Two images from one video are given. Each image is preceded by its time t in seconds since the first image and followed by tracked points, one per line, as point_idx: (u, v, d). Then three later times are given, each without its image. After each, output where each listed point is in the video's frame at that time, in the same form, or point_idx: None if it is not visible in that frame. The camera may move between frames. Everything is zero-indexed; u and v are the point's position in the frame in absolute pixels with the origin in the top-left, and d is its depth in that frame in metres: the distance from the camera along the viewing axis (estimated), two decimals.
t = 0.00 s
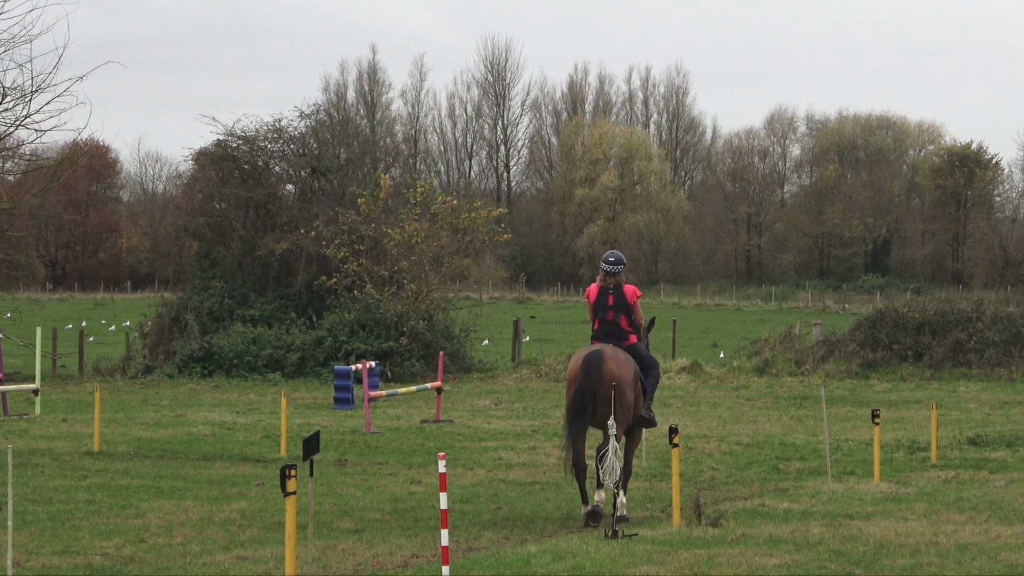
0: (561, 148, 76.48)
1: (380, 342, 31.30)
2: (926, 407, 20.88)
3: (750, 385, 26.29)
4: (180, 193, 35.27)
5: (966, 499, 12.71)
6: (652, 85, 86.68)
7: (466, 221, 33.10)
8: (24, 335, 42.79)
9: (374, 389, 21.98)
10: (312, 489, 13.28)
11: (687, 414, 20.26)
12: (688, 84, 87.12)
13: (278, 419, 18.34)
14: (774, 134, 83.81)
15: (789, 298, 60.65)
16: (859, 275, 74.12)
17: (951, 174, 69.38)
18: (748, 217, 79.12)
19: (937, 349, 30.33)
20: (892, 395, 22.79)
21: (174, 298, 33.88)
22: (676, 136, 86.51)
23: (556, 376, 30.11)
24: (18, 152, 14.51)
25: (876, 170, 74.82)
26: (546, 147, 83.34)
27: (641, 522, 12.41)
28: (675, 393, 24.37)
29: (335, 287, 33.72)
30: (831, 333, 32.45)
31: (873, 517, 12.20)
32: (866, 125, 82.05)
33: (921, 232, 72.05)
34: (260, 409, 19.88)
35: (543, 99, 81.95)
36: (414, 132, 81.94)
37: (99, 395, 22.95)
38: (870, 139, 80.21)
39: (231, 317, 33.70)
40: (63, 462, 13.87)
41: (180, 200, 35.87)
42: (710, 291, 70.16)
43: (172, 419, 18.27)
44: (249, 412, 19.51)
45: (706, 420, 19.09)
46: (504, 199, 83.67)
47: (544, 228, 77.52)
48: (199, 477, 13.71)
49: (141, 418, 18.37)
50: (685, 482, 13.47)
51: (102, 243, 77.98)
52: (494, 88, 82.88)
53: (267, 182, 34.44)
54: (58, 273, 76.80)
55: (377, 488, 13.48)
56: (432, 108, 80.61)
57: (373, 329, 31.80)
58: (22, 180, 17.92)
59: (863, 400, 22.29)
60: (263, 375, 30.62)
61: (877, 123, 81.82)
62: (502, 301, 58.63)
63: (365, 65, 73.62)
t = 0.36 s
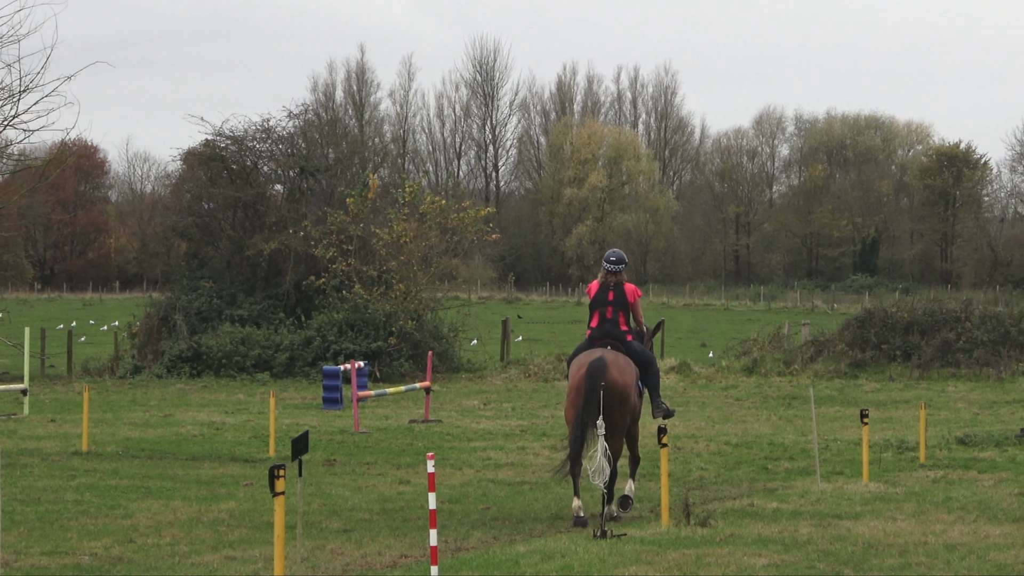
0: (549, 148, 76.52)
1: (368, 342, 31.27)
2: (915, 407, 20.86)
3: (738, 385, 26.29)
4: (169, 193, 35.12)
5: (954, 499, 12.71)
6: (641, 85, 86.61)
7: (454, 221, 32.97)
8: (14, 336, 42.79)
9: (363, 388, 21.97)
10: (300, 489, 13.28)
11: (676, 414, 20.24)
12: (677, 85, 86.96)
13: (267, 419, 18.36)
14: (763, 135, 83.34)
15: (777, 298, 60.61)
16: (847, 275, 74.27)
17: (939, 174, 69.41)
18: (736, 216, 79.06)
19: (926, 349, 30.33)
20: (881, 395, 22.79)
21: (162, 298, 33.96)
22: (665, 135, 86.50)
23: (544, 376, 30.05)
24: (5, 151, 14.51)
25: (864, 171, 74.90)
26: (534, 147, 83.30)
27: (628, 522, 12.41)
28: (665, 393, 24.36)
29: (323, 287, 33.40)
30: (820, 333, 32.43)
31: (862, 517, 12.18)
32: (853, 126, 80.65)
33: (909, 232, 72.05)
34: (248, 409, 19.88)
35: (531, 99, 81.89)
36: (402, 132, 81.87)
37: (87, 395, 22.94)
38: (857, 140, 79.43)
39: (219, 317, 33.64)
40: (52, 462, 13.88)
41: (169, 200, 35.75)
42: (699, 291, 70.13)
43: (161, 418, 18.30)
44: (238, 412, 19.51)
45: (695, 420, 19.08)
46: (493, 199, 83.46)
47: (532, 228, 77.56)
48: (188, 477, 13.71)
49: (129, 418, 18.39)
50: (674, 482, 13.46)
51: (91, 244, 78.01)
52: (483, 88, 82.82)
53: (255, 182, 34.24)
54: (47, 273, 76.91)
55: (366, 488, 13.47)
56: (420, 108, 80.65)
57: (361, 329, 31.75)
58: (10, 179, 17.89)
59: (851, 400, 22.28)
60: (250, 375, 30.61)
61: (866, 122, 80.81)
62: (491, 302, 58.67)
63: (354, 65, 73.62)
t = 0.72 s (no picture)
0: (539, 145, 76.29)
1: (354, 343, 30.56)
2: (913, 409, 20.58)
3: (733, 387, 26.03)
4: (151, 192, 34.59)
5: (954, 503, 12.46)
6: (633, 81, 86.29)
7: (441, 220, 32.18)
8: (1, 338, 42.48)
9: (348, 391, 21.77)
10: (286, 494, 13.02)
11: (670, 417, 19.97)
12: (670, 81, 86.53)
13: (250, 422, 18.20)
14: (758, 131, 83.19)
15: (772, 298, 60.28)
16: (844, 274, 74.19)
17: (938, 171, 69.52)
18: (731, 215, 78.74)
19: (924, 351, 30.07)
20: (879, 398, 22.52)
21: (144, 299, 33.29)
22: (657, 132, 86.25)
23: (535, 379, 29.70)
24: None
25: (863, 169, 74.53)
26: (523, 144, 82.88)
27: (622, 527, 12.19)
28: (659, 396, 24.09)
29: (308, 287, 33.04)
30: (816, 334, 32.14)
31: (860, 522, 11.92)
32: (851, 122, 81.43)
33: (907, 231, 71.73)
34: (232, 412, 19.68)
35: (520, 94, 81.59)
36: (389, 129, 81.54)
37: (65, 398, 22.64)
38: (855, 136, 80.16)
39: (203, 317, 33.11)
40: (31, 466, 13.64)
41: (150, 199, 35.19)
42: (693, 291, 69.71)
43: (142, 422, 18.12)
44: (222, 415, 19.31)
45: (689, 424, 18.83)
46: (482, 196, 83.68)
47: (522, 228, 77.61)
48: (170, 481, 13.45)
49: (110, 421, 18.19)
50: (668, 487, 13.22)
51: (71, 243, 77.56)
52: (472, 84, 82.46)
53: (239, 180, 33.82)
54: (25, 274, 76.73)
55: (352, 493, 13.21)
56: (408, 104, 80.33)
57: (347, 330, 30.95)
58: None
59: (848, 402, 22.03)
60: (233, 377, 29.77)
61: (864, 119, 81.41)
62: (479, 302, 58.47)
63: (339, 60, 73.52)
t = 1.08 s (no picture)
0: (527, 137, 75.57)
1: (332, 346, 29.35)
2: (922, 416, 19.92)
3: (730, 391, 25.34)
4: (116, 186, 32.65)
5: (965, 514, 11.82)
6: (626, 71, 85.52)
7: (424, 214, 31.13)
8: None
9: (326, 397, 21.28)
10: (259, 505, 12.37)
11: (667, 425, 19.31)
12: (664, 69, 86.00)
13: (220, 430, 17.77)
14: (757, 121, 82.51)
15: (773, 298, 59.61)
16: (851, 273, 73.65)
17: (949, 163, 68.30)
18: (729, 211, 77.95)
19: (934, 354, 29.45)
20: (888, 404, 21.85)
21: (109, 300, 31.61)
22: (649, 121, 85.55)
23: (523, 383, 28.94)
24: None
25: (869, 160, 73.56)
26: (509, 134, 82.14)
27: (612, 541, 11.38)
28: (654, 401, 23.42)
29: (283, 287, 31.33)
30: (818, 336, 31.46)
31: (865, 535, 11.24)
32: (856, 113, 79.27)
33: (916, 227, 71.26)
34: (202, 419, 19.20)
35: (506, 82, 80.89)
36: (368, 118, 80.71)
37: (27, 404, 22.10)
38: (861, 127, 77.99)
39: (171, 319, 31.43)
40: None
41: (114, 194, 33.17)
42: (691, 289, 68.97)
43: (107, 430, 17.76)
44: (190, 422, 18.86)
45: (687, 431, 18.20)
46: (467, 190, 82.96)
47: (510, 223, 76.86)
48: (136, 493, 12.83)
49: (73, 429, 17.78)
50: (663, 498, 12.58)
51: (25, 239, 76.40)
52: (455, 71, 81.76)
53: (209, 173, 31.96)
54: None
55: (329, 505, 12.53)
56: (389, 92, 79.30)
57: (325, 332, 29.74)
58: None
59: (853, 408, 21.38)
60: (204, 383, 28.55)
61: (869, 110, 79.41)
62: (464, 302, 57.74)
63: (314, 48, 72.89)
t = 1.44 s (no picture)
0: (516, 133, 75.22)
1: (315, 347, 29.07)
2: (918, 418, 19.70)
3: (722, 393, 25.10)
4: (94, 182, 32.21)
5: (963, 519, 11.58)
6: (616, 65, 85.18)
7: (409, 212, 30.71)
8: None
9: (309, 398, 21.19)
10: (241, 509, 12.14)
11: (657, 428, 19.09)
12: (656, 64, 85.90)
13: (201, 433, 17.72)
14: (751, 117, 82.01)
15: (767, 298, 59.30)
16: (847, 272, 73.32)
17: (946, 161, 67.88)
18: (721, 208, 77.50)
19: (932, 355, 29.20)
20: (885, 407, 21.59)
21: (88, 299, 31.27)
22: (639, 117, 85.25)
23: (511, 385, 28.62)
24: None
25: (865, 158, 73.21)
26: (497, 130, 81.80)
27: (602, 546, 11.05)
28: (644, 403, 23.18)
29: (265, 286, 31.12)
30: (813, 336, 31.22)
31: (861, 540, 10.98)
32: (852, 107, 80.10)
33: (913, 225, 70.65)
34: (184, 421, 19.12)
35: (494, 77, 80.67)
36: (353, 114, 80.38)
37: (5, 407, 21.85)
38: (856, 123, 78.91)
39: (151, 319, 30.99)
40: None
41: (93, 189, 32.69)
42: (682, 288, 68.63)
43: (85, 433, 17.79)
44: (171, 424, 18.79)
45: (678, 433, 17.99)
46: (453, 187, 82.17)
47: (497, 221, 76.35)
48: (116, 497, 12.63)
49: (51, 433, 17.77)
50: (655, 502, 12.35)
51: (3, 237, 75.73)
52: (442, 65, 81.42)
53: (190, 170, 31.66)
54: None
55: (313, 509, 12.30)
56: (373, 87, 78.83)
57: (307, 333, 29.48)
58: None
59: (847, 410, 21.16)
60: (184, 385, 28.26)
61: (865, 105, 80.16)
62: (451, 302, 57.34)
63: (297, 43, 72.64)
